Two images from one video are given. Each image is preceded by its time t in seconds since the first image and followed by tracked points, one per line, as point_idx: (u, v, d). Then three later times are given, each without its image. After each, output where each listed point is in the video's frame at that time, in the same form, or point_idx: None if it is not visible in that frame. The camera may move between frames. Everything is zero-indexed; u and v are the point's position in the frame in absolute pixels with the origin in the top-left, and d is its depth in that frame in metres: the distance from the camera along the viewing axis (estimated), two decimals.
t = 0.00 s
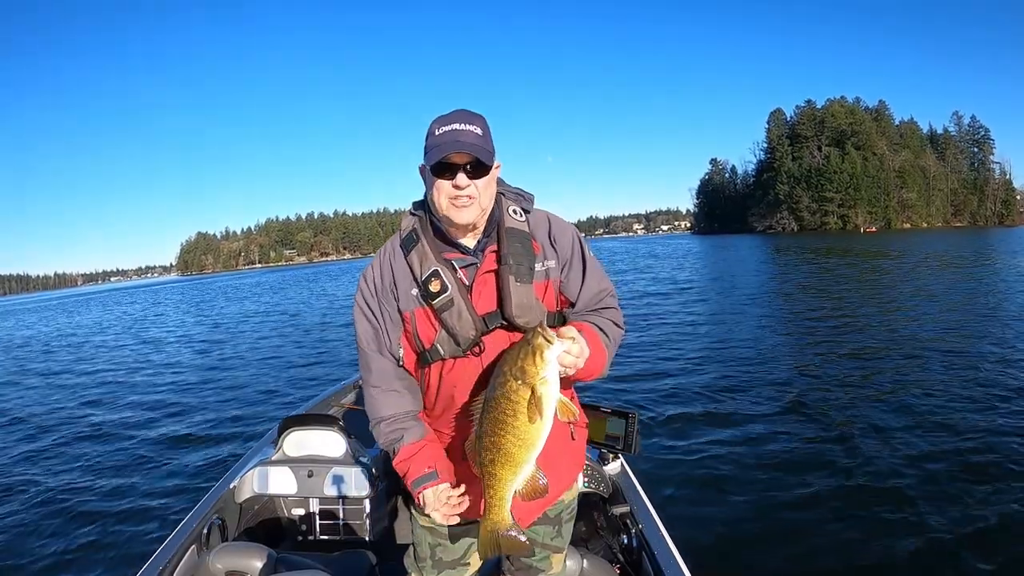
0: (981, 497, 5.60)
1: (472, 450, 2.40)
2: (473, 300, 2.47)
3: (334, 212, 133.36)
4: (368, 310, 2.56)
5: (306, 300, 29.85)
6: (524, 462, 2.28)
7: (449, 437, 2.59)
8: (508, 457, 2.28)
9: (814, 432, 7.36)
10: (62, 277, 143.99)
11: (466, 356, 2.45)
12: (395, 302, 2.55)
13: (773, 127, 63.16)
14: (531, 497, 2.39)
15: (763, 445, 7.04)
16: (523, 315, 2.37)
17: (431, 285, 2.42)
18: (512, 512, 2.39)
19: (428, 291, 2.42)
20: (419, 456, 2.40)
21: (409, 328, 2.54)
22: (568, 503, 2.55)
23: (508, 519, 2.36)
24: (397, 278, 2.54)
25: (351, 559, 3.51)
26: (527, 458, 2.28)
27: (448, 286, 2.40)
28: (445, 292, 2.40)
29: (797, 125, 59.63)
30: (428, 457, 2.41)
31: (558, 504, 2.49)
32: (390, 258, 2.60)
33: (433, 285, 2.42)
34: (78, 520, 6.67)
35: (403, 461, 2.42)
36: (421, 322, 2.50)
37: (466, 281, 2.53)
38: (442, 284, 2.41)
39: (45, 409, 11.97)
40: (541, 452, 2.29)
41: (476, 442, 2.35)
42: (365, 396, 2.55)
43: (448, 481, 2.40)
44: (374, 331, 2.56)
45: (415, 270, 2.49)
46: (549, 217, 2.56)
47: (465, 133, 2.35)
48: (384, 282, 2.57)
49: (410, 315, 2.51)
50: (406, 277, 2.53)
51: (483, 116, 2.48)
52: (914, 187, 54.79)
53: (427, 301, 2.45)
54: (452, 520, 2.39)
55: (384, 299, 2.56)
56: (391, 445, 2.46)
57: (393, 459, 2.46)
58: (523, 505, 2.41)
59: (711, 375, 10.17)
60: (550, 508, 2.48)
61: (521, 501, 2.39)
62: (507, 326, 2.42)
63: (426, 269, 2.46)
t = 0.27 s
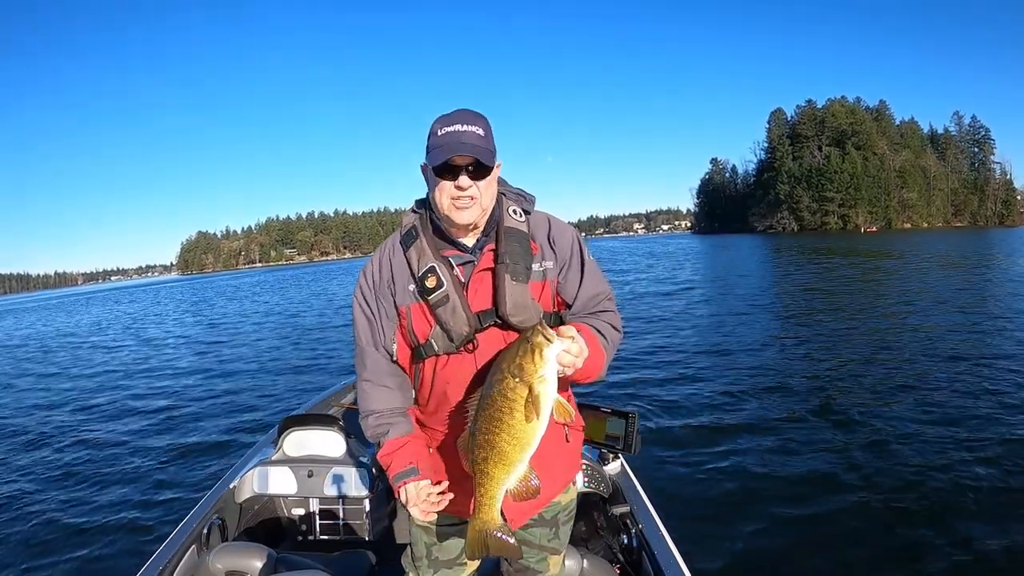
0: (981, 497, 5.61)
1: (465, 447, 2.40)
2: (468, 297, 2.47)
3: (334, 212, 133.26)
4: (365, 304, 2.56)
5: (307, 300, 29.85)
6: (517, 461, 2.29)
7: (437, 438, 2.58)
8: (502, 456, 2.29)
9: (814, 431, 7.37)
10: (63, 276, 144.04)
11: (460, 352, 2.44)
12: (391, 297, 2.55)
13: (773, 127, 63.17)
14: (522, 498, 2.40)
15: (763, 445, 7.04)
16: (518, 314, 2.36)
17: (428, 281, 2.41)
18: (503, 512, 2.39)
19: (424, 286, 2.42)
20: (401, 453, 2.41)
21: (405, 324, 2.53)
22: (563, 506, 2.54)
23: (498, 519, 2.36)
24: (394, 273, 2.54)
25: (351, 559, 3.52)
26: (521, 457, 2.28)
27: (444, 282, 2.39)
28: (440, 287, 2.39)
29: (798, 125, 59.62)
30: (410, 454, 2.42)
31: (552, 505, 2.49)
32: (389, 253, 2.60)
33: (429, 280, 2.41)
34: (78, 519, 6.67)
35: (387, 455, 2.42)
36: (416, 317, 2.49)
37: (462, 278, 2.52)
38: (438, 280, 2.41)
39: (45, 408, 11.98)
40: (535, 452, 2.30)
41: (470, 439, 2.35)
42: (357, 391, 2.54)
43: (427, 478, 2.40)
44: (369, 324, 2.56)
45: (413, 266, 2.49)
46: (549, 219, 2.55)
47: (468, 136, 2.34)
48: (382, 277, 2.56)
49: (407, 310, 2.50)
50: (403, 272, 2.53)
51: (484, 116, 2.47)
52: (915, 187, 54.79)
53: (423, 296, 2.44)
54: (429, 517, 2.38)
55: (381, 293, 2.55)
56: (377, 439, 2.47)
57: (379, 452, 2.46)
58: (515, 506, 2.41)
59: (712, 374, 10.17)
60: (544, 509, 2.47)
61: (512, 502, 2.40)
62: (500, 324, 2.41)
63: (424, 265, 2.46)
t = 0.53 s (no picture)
0: (982, 496, 5.61)
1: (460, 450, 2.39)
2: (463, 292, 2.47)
3: (335, 212, 133.19)
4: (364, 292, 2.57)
5: (307, 300, 29.85)
6: (516, 464, 2.31)
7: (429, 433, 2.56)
8: (500, 458, 2.30)
9: (814, 431, 7.36)
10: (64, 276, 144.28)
11: (451, 346, 2.43)
12: (389, 288, 2.54)
13: (774, 126, 63.14)
14: (517, 501, 2.41)
15: (763, 444, 7.05)
16: (510, 314, 2.36)
17: (426, 274, 2.42)
18: (496, 514, 2.41)
19: (422, 280, 2.42)
20: (388, 437, 2.42)
21: (400, 315, 2.53)
22: (558, 510, 2.51)
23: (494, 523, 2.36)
24: (394, 265, 2.54)
25: (352, 559, 3.52)
26: (519, 460, 2.30)
27: (440, 277, 2.40)
28: (437, 281, 2.40)
29: (798, 124, 59.58)
30: (398, 438, 2.43)
31: (544, 510, 2.47)
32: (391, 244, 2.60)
33: (427, 274, 2.42)
34: (79, 520, 6.68)
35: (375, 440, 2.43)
36: (412, 309, 2.50)
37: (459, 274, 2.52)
38: (435, 274, 2.41)
39: (46, 409, 12.00)
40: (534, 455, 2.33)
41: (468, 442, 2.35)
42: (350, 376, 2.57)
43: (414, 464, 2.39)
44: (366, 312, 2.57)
45: (412, 258, 2.49)
46: (553, 226, 2.52)
47: (472, 159, 2.27)
48: (383, 267, 2.56)
49: (403, 301, 2.51)
50: (402, 265, 2.52)
51: (488, 127, 2.38)
52: (916, 186, 54.74)
53: (420, 289, 2.45)
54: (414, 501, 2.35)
55: (380, 284, 2.55)
56: (366, 422, 2.49)
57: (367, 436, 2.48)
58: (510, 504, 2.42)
59: (712, 374, 10.17)
60: (536, 513, 2.47)
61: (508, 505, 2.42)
62: (492, 322, 2.41)
63: (423, 258, 2.46)
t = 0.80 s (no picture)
0: (983, 496, 5.61)
1: (468, 463, 2.37)
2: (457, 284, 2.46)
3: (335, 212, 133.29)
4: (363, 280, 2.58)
5: (308, 300, 29.87)
6: (529, 468, 2.35)
7: (418, 426, 2.50)
8: (514, 465, 2.33)
9: (814, 430, 7.36)
10: (65, 277, 144.41)
11: (443, 336, 2.41)
12: (388, 277, 2.55)
13: (774, 125, 63.11)
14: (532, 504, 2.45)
15: (763, 443, 7.05)
16: (502, 307, 2.36)
17: (423, 265, 2.42)
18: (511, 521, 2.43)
19: (419, 270, 2.42)
20: (375, 419, 2.42)
21: (396, 304, 2.52)
22: (552, 515, 2.51)
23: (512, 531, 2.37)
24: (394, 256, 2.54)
25: (352, 559, 3.52)
26: (532, 464, 2.34)
27: (437, 267, 2.40)
28: (433, 272, 2.40)
29: (799, 123, 59.53)
30: (384, 422, 2.43)
31: (538, 515, 2.47)
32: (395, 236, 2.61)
33: (424, 264, 2.42)
34: (80, 520, 6.69)
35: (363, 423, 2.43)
36: (408, 298, 2.49)
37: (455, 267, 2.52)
38: (432, 264, 2.42)
39: (48, 409, 12.02)
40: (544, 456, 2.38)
41: (476, 454, 2.35)
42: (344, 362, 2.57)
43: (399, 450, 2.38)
44: (364, 299, 2.57)
45: (412, 248, 2.49)
46: (554, 231, 2.52)
47: (478, 170, 2.29)
48: (384, 257, 2.56)
49: (399, 289, 2.50)
50: (402, 255, 2.53)
51: (495, 136, 2.40)
52: (916, 185, 54.69)
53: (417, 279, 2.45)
54: (397, 484, 2.34)
55: (379, 272, 2.56)
56: (355, 406, 2.49)
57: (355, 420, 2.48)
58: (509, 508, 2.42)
59: (713, 373, 10.17)
60: (530, 519, 2.46)
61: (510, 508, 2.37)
62: (484, 314, 2.40)
63: (422, 249, 2.47)
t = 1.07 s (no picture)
0: (983, 496, 5.60)
1: (481, 470, 2.37)
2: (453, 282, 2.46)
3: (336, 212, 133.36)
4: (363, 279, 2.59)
5: (308, 300, 29.88)
6: (543, 468, 2.36)
7: (416, 424, 2.49)
8: (527, 465, 2.34)
9: (815, 430, 7.36)
10: (66, 277, 144.54)
11: (440, 332, 2.41)
12: (386, 275, 2.55)
13: (775, 125, 63.10)
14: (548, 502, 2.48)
15: (763, 443, 7.04)
16: (499, 303, 2.36)
17: (421, 262, 2.42)
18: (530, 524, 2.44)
19: (417, 267, 2.43)
20: (373, 414, 2.42)
21: (394, 301, 2.52)
22: (552, 518, 2.53)
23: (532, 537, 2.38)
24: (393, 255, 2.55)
25: (352, 559, 3.52)
26: (546, 464, 2.36)
27: (434, 264, 2.40)
28: (431, 269, 2.40)
29: (800, 124, 59.52)
30: (383, 415, 2.43)
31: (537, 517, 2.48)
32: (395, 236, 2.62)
33: (421, 261, 2.43)
34: (80, 520, 6.69)
35: (361, 418, 2.44)
36: (406, 295, 2.49)
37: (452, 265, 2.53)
38: (429, 261, 2.42)
39: (48, 409, 12.03)
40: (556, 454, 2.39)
41: (488, 458, 2.34)
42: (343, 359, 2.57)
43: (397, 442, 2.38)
44: (363, 296, 2.58)
45: (410, 246, 2.50)
46: (552, 230, 2.52)
47: (478, 165, 2.30)
48: (383, 255, 2.57)
49: (397, 286, 2.50)
50: (401, 254, 2.53)
51: (494, 133, 2.41)
52: (917, 185, 54.63)
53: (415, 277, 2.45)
54: (395, 478, 2.33)
55: (378, 271, 2.56)
56: (353, 401, 2.50)
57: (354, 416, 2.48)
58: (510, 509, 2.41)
59: (713, 373, 10.17)
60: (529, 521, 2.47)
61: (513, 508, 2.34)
62: (481, 311, 2.40)
63: (420, 246, 2.48)
